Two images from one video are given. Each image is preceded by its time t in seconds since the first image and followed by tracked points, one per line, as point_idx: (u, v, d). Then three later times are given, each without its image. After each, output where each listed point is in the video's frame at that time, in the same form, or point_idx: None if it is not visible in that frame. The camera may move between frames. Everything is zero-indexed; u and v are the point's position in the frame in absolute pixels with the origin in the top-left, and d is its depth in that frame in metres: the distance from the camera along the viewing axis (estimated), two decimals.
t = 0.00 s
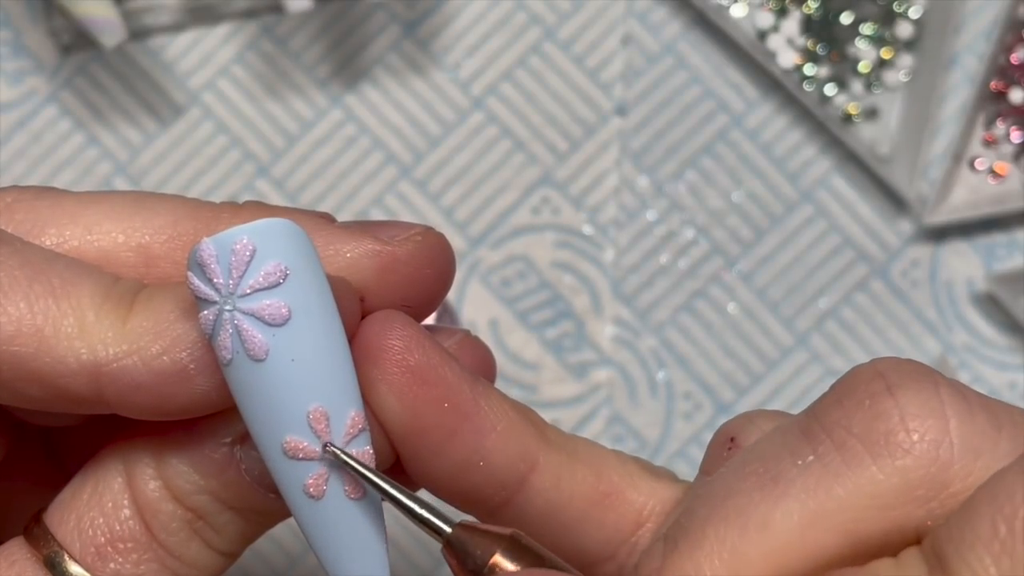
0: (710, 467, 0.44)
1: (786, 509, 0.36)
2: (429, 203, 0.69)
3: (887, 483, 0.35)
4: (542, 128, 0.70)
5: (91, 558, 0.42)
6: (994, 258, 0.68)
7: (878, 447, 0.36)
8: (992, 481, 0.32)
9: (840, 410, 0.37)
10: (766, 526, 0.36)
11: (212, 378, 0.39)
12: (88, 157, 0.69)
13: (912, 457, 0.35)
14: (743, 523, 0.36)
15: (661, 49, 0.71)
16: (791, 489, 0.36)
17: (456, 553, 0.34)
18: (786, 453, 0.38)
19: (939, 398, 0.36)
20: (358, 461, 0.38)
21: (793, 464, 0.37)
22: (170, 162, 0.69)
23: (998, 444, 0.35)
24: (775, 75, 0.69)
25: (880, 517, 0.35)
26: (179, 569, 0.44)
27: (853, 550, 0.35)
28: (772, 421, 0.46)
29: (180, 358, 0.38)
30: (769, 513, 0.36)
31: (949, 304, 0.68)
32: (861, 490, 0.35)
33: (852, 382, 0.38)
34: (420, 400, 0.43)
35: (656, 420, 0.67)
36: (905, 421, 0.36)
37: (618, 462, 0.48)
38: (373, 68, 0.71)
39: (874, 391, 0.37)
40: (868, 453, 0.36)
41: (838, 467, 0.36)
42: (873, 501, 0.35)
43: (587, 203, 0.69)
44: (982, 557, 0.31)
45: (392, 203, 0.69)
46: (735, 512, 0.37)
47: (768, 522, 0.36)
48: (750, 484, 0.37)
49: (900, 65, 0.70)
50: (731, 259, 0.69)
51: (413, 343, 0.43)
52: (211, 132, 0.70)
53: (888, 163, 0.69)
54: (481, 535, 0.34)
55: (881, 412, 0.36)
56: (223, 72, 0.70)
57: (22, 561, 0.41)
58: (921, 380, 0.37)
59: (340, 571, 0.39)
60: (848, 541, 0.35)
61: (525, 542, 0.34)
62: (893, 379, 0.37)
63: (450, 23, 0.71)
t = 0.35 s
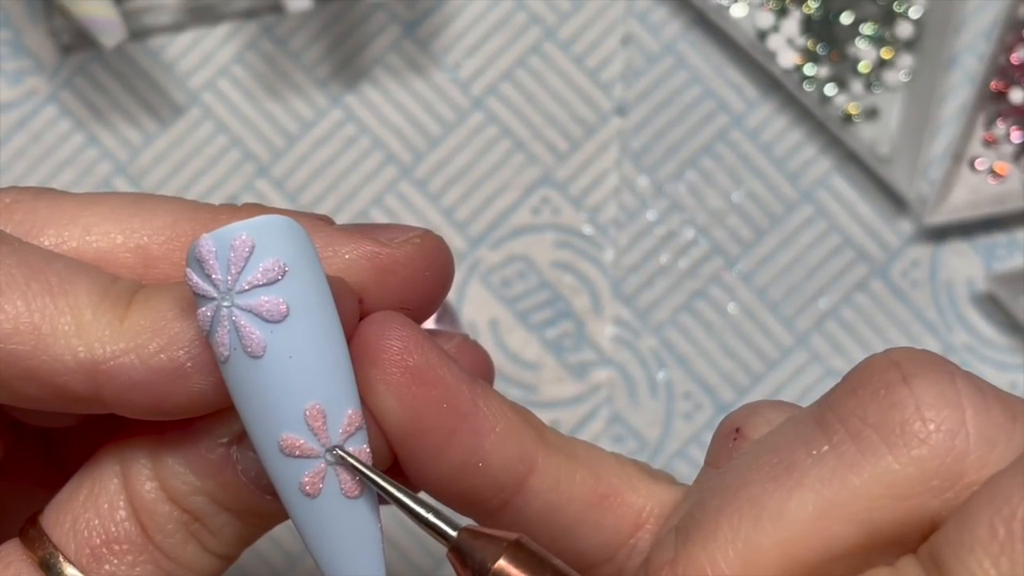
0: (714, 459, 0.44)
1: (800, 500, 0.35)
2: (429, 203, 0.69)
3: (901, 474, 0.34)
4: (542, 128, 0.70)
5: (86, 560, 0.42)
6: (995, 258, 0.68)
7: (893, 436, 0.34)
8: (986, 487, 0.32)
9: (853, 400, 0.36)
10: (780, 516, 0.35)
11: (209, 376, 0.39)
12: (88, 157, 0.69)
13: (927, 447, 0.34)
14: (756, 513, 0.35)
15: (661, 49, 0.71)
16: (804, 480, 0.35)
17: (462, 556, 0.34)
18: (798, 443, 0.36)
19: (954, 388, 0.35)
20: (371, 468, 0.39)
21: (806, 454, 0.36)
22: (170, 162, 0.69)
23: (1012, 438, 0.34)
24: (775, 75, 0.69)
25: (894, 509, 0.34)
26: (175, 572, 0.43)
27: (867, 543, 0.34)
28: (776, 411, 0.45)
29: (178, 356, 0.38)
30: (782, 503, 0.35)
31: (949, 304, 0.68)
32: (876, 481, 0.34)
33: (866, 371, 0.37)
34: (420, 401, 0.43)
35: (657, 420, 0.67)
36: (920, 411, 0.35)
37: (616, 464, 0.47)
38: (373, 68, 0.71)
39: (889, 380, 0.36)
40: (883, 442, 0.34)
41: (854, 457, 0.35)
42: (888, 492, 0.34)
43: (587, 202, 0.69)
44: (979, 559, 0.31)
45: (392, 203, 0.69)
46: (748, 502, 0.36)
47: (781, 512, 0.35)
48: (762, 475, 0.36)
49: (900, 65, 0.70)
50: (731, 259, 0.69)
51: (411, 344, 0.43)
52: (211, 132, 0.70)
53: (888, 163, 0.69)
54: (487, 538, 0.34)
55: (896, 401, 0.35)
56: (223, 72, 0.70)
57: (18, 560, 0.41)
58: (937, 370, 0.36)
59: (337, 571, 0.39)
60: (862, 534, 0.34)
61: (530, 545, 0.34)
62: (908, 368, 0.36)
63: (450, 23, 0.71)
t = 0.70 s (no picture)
0: (743, 439, 0.43)
1: (831, 487, 0.33)
2: (429, 203, 0.69)
3: (937, 465, 0.31)
4: (542, 128, 0.70)
5: (94, 563, 0.42)
6: (995, 258, 0.68)
7: (929, 425, 0.32)
8: (1002, 486, 0.30)
9: (890, 386, 0.34)
10: (808, 503, 0.33)
11: (220, 380, 0.39)
12: (89, 157, 0.69)
13: (965, 440, 0.32)
14: (783, 497, 0.33)
15: (661, 49, 0.71)
16: (836, 467, 0.33)
17: (470, 554, 0.33)
18: (831, 427, 0.34)
19: (994, 379, 0.32)
20: (368, 457, 0.37)
21: (839, 439, 0.33)
22: (170, 162, 0.69)
23: None
24: (775, 75, 0.69)
25: (927, 500, 0.32)
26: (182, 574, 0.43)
27: (897, 534, 0.32)
28: (810, 398, 0.44)
29: (187, 360, 0.38)
30: (812, 488, 0.33)
31: (949, 304, 0.68)
32: (910, 471, 0.32)
33: (902, 357, 0.34)
34: (426, 406, 0.43)
35: (657, 420, 0.67)
36: (958, 400, 0.32)
37: (625, 465, 0.48)
38: (372, 68, 0.71)
39: (926, 368, 0.33)
40: (919, 431, 0.32)
41: (891, 442, 0.32)
42: (923, 483, 0.32)
43: (587, 203, 0.69)
44: (994, 558, 0.29)
45: (392, 203, 0.69)
46: (777, 486, 0.34)
47: (811, 497, 0.33)
48: (793, 459, 0.34)
49: (900, 65, 0.70)
50: (731, 259, 0.69)
51: (418, 349, 0.43)
52: (211, 132, 0.70)
53: (888, 163, 0.69)
54: (495, 533, 0.33)
55: (934, 390, 0.33)
56: (223, 72, 0.70)
57: (25, 557, 0.41)
58: (978, 359, 0.33)
59: (343, 570, 0.39)
60: (891, 527, 0.32)
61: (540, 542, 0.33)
62: (947, 358, 0.33)
63: (450, 22, 0.71)
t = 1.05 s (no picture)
0: (769, 427, 0.44)
1: (864, 479, 0.33)
2: (429, 203, 0.69)
3: (967, 454, 0.32)
4: (542, 128, 0.70)
5: (102, 571, 0.42)
6: (995, 258, 0.68)
7: (958, 417, 0.33)
8: None
9: (915, 377, 0.34)
10: (841, 496, 0.33)
11: (230, 392, 0.39)
12: (89, 157, 0.69)
13: (994, 426, 0.32)
14: (814, 494, 0.33)
15: (661, 49, 0.71)
16: (868, 460, 0.33)
17: (508, 560, 0.34)
18: (858, 422, 0.34)
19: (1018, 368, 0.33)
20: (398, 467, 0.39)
21: (867, 434, 0.34)
22: (170, 162, 0.69)
23: None
24: (775, 75, 0.69)
25: (961, 492, 0.32)
26: None
27: (929, 522, 0.32)
28: (839, 386, 0.44)
29: (198, 372, 0.38)
30: (846, 480, 0.33)
31: (949, 304, 0.68)
32: (941, 464, 0.32)
33: (926, 347, 0.35)
34: (438, 413, 0.43)
35: (657, 420, 0.68)
36: (985, 391, 0.33)
37: (635, 462, 0.49)
38: (373, 68, 0.71)
39: (952, 359, 0.34)
40: (948, 422, 0.33)
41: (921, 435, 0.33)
42: (951, 473, 0.32)
43: (587, 203, 0.69)
44: None
45: (392, 203, 0.69)
46: (807, 483, 0.34)
47: (844, 489, 0.33)
48: (820, 455, 0.34)
49: (900, 65, 0.70)
50: (731, 259, 0.69)
51: (429, 357, 0.43)
52: (211, 132, 0.70)
53: (888, 163, 0.69)
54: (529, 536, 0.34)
55: (961, 380, 0.33)
56: (223, 72, 0.70)
57: (33, 567, 0.41)
58: (1002, 351, 0.34)
59: None
60: (924, 518, 0.32)
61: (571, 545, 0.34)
62: (971, 348, 0.34)
63: (450, 22, 0.71)
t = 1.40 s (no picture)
0: (788, 420, 0.45)
1: (882, 464, 0.33)
2: (429, 203, 0.69)
3: (985, 436, 0.32)
4: (542, 128, 0.70)
5: None
6: (995, 258, 0.68)
7: (977, 399, 0.33)
8: None
9: (933, 363, 0.34)
10: (859, 478, 0.33)
11: (245, 405, 0.39)
12: (89, 157, 0.69)
13: (1012, 410, 0.32)
14: (833, 474, 0.34)
15: (662, 49, 0.71)
16: (884, 447, 0.33)
17: (527, 544, 0.33)
18: (875, 406, 0.34)
19: None
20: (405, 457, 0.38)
21: (885, 416, 0.34)
22: (170, 162, 0.69)
23: None
24: (775, 75, 0.69)
25: (982, 472, 0.33)
26: None
27: (946, 501, 0.33)
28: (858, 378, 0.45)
29: (211, 386, 0.39)
30: (864, 463, 0.33)
31: (949, 304, 0.68)
32: (962, 445, 0.32)
33: (945, 335, 0.35)
34: (451, 423, 0.43)
35: (657, 420, 0.67)
36: (1004, 373, 0.33)
37: (647, 467, 0.49)
38: (373, 68, 0.71)
39: (971, 344, 0.34)
40: (967, 406, 0.33)
41: (937, 416, 0.33)
42: (971, 453, 0.32)
43: (587, 203, 0.69)
44: None
45: (392, 203, 0.69)
46: (825, 463, 0.34)
47: (863, 471, 0.33)
48: (839, 438, 0.34)
49: (900, 65, 0.70)
50: (731, 259, 0.69)
51: (441, 367, 0.43)
52: (211, 131, 0.70)
53: (888, 163, 0.69)
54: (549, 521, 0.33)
55: (979, 364, 0.33)
56: (223, 72, 0.70)
57: None
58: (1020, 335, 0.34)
59: None
60: (944, 498, 0.33)
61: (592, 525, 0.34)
62: (989, 335, 0.34)
63: (450, 22, 0.71)
